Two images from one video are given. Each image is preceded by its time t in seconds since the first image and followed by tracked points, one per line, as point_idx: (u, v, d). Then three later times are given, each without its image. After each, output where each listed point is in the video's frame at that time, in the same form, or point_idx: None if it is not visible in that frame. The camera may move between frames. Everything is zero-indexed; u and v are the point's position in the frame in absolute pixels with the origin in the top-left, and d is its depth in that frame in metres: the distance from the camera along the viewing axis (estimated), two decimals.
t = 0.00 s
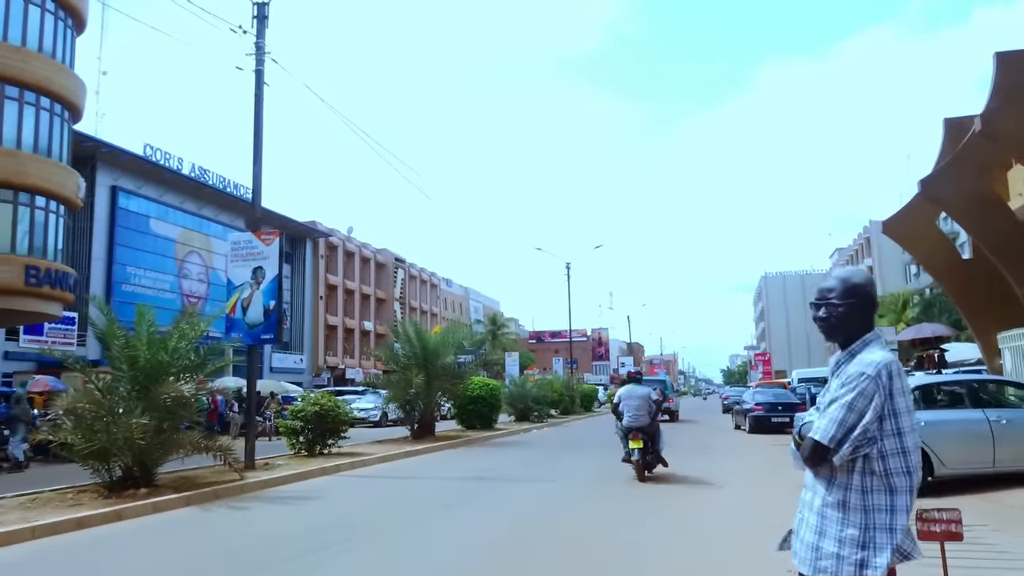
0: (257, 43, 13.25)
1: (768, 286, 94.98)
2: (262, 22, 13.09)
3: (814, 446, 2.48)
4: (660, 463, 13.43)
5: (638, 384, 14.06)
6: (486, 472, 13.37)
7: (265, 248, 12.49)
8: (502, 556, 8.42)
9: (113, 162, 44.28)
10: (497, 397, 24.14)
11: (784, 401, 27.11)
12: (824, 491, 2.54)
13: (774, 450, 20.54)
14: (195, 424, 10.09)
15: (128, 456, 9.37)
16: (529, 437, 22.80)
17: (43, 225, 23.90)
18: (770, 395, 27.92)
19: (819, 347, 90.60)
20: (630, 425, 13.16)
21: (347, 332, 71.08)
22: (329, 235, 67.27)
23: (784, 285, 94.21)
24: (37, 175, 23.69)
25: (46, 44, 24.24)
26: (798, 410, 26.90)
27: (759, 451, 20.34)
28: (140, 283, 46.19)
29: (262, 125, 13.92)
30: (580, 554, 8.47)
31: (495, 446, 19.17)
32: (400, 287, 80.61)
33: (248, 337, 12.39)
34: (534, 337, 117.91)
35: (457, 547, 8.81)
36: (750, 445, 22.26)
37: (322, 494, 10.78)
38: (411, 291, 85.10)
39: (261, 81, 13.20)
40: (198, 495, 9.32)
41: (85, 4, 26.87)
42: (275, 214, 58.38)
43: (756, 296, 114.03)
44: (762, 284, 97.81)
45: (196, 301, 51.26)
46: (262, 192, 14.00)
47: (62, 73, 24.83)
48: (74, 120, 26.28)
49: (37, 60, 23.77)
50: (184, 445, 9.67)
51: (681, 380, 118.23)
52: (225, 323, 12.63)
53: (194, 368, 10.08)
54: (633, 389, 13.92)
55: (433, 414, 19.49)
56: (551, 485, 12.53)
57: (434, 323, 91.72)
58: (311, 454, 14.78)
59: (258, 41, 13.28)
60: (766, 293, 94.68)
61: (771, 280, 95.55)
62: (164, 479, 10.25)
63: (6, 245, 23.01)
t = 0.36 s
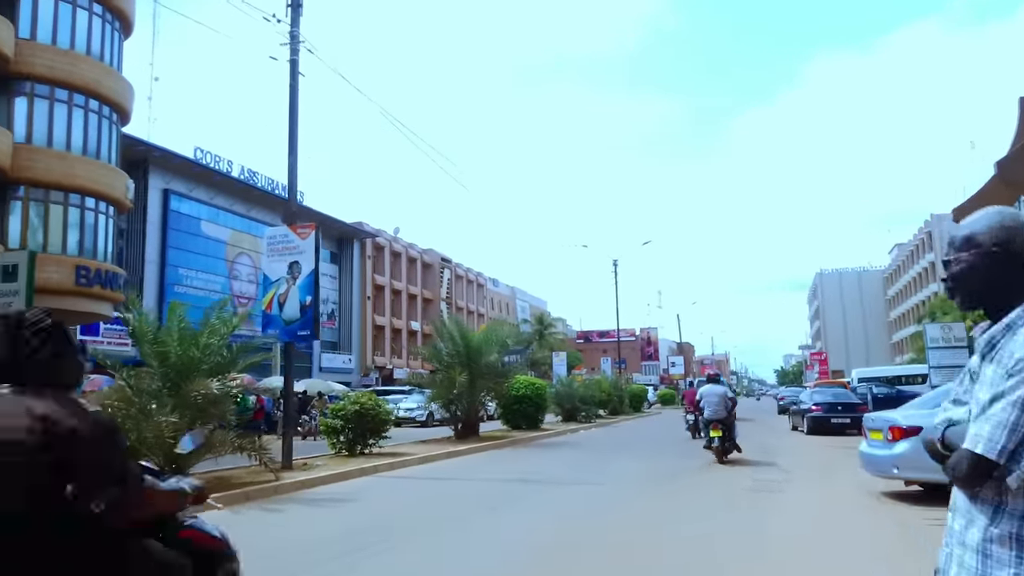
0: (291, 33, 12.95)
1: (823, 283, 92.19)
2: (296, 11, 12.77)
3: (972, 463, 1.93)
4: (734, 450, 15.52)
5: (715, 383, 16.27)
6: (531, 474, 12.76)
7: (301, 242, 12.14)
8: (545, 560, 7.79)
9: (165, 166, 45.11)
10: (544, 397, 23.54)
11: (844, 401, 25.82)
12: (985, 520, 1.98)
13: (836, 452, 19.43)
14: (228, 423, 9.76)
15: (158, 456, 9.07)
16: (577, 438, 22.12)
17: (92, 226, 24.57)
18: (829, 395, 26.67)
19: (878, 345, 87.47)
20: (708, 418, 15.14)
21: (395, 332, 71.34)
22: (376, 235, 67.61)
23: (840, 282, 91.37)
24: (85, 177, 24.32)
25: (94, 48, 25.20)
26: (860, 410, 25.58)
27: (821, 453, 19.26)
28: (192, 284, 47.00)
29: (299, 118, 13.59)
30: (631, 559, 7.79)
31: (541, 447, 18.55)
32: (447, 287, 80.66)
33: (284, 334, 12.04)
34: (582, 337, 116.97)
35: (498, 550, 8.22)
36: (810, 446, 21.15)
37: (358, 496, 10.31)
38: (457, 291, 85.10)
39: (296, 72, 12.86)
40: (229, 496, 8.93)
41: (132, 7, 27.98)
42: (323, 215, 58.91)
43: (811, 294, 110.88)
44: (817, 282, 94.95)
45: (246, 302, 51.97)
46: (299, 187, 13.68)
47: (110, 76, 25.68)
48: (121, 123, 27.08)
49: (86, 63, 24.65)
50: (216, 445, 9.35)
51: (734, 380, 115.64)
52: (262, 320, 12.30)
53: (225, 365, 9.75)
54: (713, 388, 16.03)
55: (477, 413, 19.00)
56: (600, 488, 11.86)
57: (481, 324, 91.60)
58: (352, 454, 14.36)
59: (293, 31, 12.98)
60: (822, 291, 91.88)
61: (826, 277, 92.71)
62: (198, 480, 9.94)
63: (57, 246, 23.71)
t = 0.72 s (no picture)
0: (348, 22, 12.68)
1: (911, 277, 87.69)
2: None
3: None
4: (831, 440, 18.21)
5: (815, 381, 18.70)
6: (601, 477, 12.04)
7: (360, 236, 11.80)
8: (615, 572, 7.05)
9: (241, 170, 46.25)
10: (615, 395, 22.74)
11: (940, 401, 24.00)
12: None
13: (934, 455, 17.92)
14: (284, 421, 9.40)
15: (214, 455, 8.81)
16: (650, 439, 21.21)
17: (168, 229, 25.16)
18: (923, 394, 24.87)
19: (973, 343, 82.60)
20: (805, 408, 18.04)
21: (466, 332, 71.50)
22: (446, 235, 67.93)
23: (930, 275, 86.71)
24: (160, 180, 24.91)
25: (168, 55, 25.90)
26: (958, 410, 23.71)
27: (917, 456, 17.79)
28: (268, 286, 48.07)
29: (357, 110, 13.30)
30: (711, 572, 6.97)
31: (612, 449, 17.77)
32: (517, 286, 80.45)
33: (343, 330, 11.70)
34: (655, 335, 114.94)
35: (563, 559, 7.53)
36: (903, 449, 19.64)
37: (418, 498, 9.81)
38: (527, 289, 84.78)
39: (353, 62, 12.56)
40: (284, 498, 8.53)
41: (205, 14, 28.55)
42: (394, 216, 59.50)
43: (898, 289, 105.71)
44: (904, 276, 90.37)
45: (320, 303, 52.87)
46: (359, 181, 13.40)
47: (184, 81, 26.28)
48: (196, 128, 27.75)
49: (160, 68, 25.34)
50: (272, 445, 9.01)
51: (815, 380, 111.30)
52: (321, 316, 12.00)
53: (280, 362, 9.39)
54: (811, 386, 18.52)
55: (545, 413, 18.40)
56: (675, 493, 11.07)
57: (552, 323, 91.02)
58: (415, 455, 13.97)
59: (350, 21, 12.70)
60: (910, 285, 87.35)
61: (914, 271, 88.11)
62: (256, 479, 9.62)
63: (134, 249, 24.39)
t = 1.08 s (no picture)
0: (358, 10, 12.24)
1: (951, 274, 85.25)
2: None
3: None
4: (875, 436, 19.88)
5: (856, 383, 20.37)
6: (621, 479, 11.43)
7: (369, 232, 11.36)
8: None
9: (267, 171, 46.31)
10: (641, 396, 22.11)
11: (981, 402, 22.92)
12: None
13: (977, 459, 17.01)
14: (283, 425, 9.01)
15: (211, 460, 8.43)
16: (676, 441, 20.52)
17: (190, 229, 25.04)
18: (963, 395, 23.80)
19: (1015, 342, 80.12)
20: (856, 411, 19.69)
21: (493, 331, 71.10)
22: (472, 235, 67.60)
23: (970, 272, 84.14)
24: (181, 180, 24.77)
25: (190, 54, 25.82)
26: (1001, 412, 22.62)
27: (958, 461, 16.87)
28: (294, 286, 48.13)
29: (369, 103, 12.87)
30: None
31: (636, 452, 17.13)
32: (544, 285, 79.92)
33: (352, 330, 11.28)
34: (685, 335, 113.55)
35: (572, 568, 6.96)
36: (943, 453, 18.70)
37: (425, 504, 9.33)
38: (554, 289, 84.13)
39: (362, 51, 12.12)
40: (280, 506, 8.07)
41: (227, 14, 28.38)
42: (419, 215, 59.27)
43: (937, 286, 102.98)
44: (943, 273, 87.86)
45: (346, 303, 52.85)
46: (371, 176, 12.95)
47: (205, 80, 26.16)
48: (218, 127, 27.64)
49: (181, 68, 25.23)
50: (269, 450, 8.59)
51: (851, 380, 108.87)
52: (329, 315, 11.58)
53: (281, 363, 9.03)
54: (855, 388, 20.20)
55: (566, 414, 17.83)
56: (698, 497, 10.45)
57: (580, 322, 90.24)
58: (430, 458, 13.48)
59: (360, 9, 12.26)
60: (949, 282, 84.89)
61: (954, 268, 85.69)
62: (254, 485, 9.22)
63: (156, 248, 24.31)
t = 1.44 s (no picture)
0: None
1: (976, 273, 83.37)
2: None
3: None
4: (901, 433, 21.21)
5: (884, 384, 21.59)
6: (624, 485, 10.81)
7: (360, 227, 10.86)
8: None
9: (279, 171, 46.14)
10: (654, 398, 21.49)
11: (1008, 404, 22.00)
12: None
13: (1004, 463, 16.19)
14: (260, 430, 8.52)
15: (183, 468, 7.97)
16: (689, 444, 19.84)
17: (195, 228, 24.73)
18: (989, 396, 22.90)
19: None
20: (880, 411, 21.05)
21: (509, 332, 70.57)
22: (487, 234, 67.11)
23: (997, 270, 82.23)
24: (186, 179, 24.45)
25: (194, 52, 25.53)
26: None
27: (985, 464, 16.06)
28: (307, 287, 47.93)
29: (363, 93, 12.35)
30: None
31: (645, 456, 16.47)
32: (560, 285, 79.30)
33: (343, 329, 10.79)
34: (704, 335, 112.28)
35: None
36: (970, 456, 17.85)
37: (412, 513, 8.78)
38: (570, 289, 83.49)
39: (354, 38, 11.61)
40: (252, 517, 7.57)
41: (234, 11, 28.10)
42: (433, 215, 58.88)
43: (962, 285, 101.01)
44: (969, 272, 85.97)
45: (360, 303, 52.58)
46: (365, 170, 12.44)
47: (211, 78, 25.85)
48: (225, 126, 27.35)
49: (186, 66, 24.94)
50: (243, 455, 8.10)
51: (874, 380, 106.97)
52: (320, 314, 11.10)
53: (260, 364, 8.55)
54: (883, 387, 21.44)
55: (573, 416, 17.24)
56: (702, 500, 9.82)
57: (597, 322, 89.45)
58: (426, 463, 12.99)
59: None
60: (975, 281, 83.01)
61: (980, 265, 83.79)
62: (232, 493, 8.74)
63: (160, 248, 24.03)
